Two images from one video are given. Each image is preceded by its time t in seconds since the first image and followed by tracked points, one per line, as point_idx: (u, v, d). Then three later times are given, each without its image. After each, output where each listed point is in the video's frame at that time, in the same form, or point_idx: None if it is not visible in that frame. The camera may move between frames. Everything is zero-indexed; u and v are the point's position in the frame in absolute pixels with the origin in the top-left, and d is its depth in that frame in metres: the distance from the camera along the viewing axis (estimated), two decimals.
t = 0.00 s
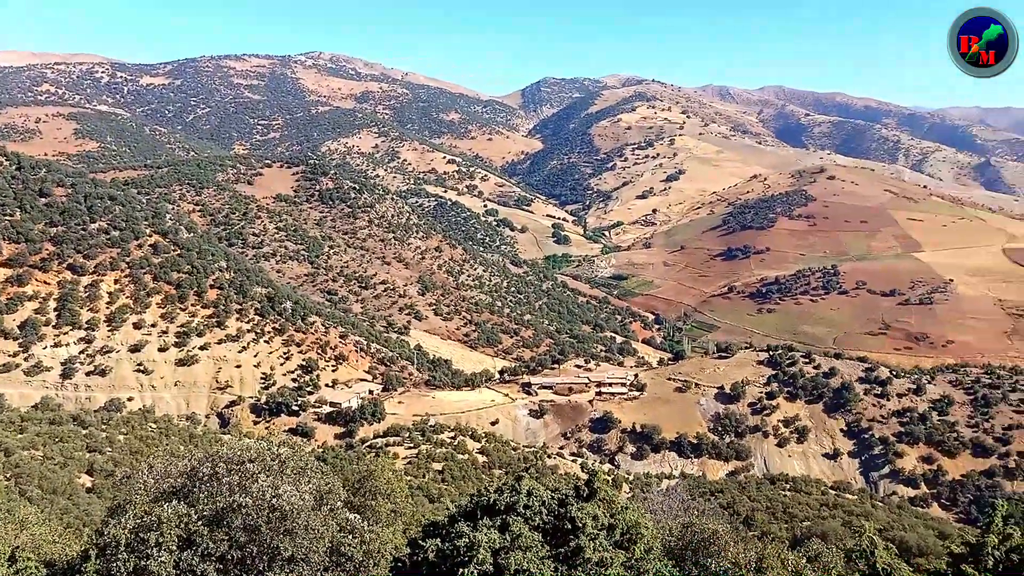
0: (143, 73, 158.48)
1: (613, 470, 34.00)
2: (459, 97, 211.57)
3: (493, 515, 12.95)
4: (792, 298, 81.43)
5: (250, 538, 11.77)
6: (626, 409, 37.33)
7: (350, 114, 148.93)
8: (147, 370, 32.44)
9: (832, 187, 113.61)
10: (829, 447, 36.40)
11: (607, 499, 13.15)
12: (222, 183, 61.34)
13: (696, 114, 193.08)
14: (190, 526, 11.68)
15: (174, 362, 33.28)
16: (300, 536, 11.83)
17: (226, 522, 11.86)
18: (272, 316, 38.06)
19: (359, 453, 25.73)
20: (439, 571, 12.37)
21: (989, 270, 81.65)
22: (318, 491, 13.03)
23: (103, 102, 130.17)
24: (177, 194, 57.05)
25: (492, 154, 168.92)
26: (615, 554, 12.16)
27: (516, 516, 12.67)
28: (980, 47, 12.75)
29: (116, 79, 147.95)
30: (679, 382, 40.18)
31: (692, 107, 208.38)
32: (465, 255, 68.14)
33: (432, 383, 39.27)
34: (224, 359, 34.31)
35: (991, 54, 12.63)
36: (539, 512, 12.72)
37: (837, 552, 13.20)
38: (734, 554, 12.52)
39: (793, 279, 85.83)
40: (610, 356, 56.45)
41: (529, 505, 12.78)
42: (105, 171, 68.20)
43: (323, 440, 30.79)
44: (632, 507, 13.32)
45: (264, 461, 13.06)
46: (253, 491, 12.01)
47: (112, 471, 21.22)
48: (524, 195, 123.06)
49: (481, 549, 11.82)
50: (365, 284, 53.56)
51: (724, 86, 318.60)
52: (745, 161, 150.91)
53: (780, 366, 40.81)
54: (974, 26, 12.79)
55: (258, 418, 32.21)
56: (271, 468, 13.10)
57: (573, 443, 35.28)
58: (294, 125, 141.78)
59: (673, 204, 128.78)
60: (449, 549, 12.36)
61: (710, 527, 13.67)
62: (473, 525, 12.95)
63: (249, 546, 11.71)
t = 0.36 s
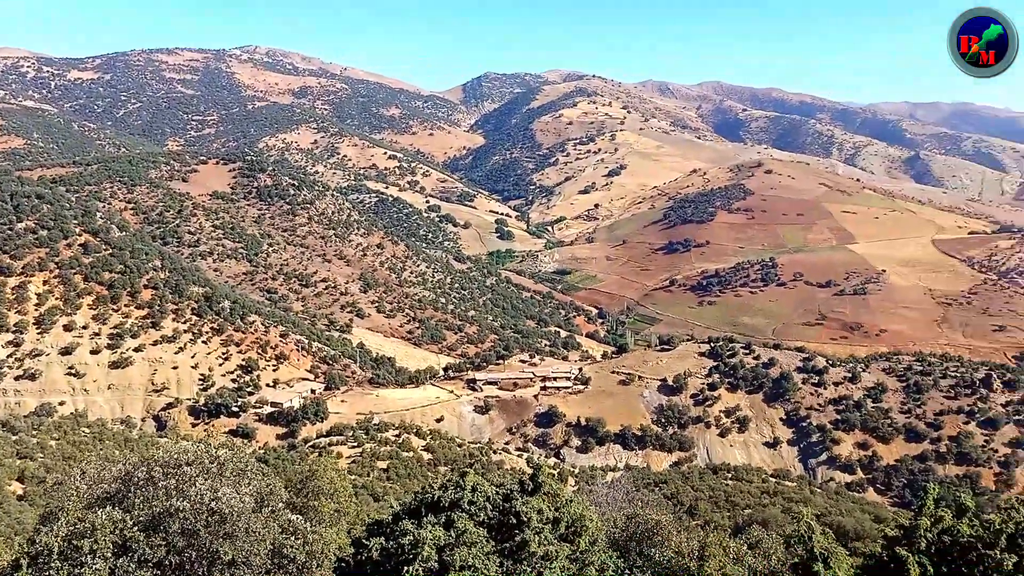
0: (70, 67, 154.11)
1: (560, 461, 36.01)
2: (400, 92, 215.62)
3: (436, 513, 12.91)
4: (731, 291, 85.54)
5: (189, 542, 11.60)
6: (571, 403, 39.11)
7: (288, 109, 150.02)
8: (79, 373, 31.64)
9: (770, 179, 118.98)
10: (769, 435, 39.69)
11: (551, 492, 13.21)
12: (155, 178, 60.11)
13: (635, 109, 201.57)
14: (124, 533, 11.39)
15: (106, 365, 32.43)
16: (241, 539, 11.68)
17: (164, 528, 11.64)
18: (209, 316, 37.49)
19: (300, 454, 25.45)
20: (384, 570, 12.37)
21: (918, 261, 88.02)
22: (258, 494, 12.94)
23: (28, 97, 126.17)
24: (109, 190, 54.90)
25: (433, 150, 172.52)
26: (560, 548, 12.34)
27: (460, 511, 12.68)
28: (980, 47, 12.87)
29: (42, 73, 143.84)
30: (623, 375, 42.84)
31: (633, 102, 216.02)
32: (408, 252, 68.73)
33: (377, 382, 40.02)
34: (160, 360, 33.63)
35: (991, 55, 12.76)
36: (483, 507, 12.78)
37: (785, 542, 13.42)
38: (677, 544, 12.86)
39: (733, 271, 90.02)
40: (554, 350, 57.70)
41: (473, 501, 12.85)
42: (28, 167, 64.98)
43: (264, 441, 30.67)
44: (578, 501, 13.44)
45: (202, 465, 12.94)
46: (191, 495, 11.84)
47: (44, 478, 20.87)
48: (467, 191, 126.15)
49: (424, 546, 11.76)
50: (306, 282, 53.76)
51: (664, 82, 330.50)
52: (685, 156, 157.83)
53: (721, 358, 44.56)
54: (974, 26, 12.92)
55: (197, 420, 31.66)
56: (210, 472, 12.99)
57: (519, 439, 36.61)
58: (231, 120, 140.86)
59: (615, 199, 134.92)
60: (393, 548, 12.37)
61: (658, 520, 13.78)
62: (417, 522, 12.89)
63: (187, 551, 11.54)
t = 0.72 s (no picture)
0: None
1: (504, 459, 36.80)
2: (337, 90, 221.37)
3: (378, 514, 12.85)
4: (671, 286, 89.91)
5: (121, 551, 11.57)
6: (514, 402, 40.15)
7: (222, 106, 150.67)
8: (5, 380, 31.33)
9: (707, 178, 126.03)
10: (709, 428, 41.67)
11: (493, 490, 13.22)
12: (82, 178, 59.30)
13: (575, 105, 208.53)
14: (53, 543, 11.22)
15: (33, 372, 32.12)
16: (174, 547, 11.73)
17: (94, 537, 11.58)
18: (141, 319, 37.65)
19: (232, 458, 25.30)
20: (324, 573, 12.17)
21: (850, 256, 94.69)
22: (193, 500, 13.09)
23: None
24: (33, 191, 54.35)
25: (373, 149, 178.83)
26: (502, 545, 12.48)
27: (401, 512, 12.62)
28: (980, 46, 12.58)
29: None
30: (565, 372, 44.18)
31: (572, 99, 221.74)
32: (347, 251, 69.03)
33: (314, 384, 40.56)
34: (89, 365, 33.56)
35: (991, 56, 12.47)
36: (425, 507, 12.74)
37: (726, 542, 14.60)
38: (619, 540, 13.59)
39: (672, 268, 94.29)
40: (495, 348, 58.98)
41: (415, 502, 12.79)
42: None
43: (200, 446, 30.90)
44: (518, 499, 13.64)
45: (134, 472, 12.94)
46: (122, 503, 11.83)
47: None
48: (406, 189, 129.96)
49: (365, 548, 11.61)
50: (242, 283, 53.48)
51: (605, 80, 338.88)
52: (625, 155, 166.04)
53: (661, 353, 46.11)
54: (972, 26, 12.68)
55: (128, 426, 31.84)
56: (141, 479, 12.99)
57: (461, 437, 37.57)
58: (161, 118, 139.08)
59: (556, 197, 140.89)
60: (331, 551, 12.15)
61: (600, 520, 14.71)
62: (358, 525, 12.75)
63: (120, 561, 11.53)
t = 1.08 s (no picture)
0: None
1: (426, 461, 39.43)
2: (250, 89, 223.29)
3: (296, 522, 12.83)
4: (593, 285, 95.75)
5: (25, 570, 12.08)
6: (437, 404, 43.19)
7: (127, 104, 147.05)
8: None
9: (626, 181, 136.59)
10: (628, 424, 45.62)
11: (414, 494, 13.45)
12: None
13: (494, 108, 219.55)
14: None
15: None
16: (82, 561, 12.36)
17: None
18: (43, 327, 36.49)
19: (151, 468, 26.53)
20: None
21: (765, 254, 104.78)
22: (100, 515, 13.81)
23: None
24: None
25: (290, 150, 180.34)
26: (423, 549, 12.37)
27: (320, 520, 12.64)
28: (980, 47, 13.70)
29: None
30: (487, 373, 47.70)
31: (489, 99, 236.28)
32: (262, 254, 69.34)
33: (231, 391, 40.79)
34: None
35: (990, 55, 13.57)
36: (344, 513, 12.80)
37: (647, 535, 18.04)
38: (540, 538, 16.47)
39: (593, 269, 100.22)
40: (417, 350, 60.65)
41: (334, 509, 12.84)
42: None
43: (109, 458, 30.64)
44: (441, 501, 13.71)
45: (32, 485, 13.16)
46: (24, 520, 12.22)
47: None
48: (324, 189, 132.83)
49: (282, 557, 11.64)
50: (152, 287, 52.34)
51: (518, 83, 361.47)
52: (544, 157, 176.78)
53: (584, 352, 50.56)
54: (973, 27, 13.83)
55: (30, 440, 30.26)
56: (42, 493, 13.24)
57: (384, 441, 40.07)
58: (63, 116, 136.16)
59: (478, 198, 147.91)
60: (248, 562, 12.04)
61: (522, 519, 17.44)
62: (275, 534, 12.81)
63: None
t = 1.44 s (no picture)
0: None
1: (343, 467, 39.02)
2: (153, 85, 219.74)
3: (201, 534, 13.69)
4: (510, 285, 97.83)
5: None
6: (353, 406, 42.62)
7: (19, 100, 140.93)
8: None
9: (542, 180, 140.84)
10: (548, 423, 45.87)
11: (326, 500, 14.71)
12: None
13: (410, 107, 227.51)
14: None
15: None
16: None
17: None
18: None
19: (47, 483, 26.21)
20: None
21: (679, 252, 108.80)
22: None
23: None
24: None
25: (196, 148, 180.92)
26: (337, 555, 13.51)
27: (227, 530, 13.42)
28: (981, 47, 14.44)
29: None
30: (405, 375, 47.46)
31: (404, 99, 241.26)
32: (168, 257, 68.29)
33: (134, 398, 39.88)
34: None
35: (990, 55, 14.35)
36: (253, 522, 13.68)
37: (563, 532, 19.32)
38: (457, 539, 17.73)
39: (511, 268, 102.08)
40: (332, 353, 60.50)
41: (242, 517, 13.66)
42: None
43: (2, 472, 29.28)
44: (355, 507, 15.00)
45: None
46: None
47: None
48: (231, 189, 134.57)
49: (188, 569, 12.30)
50: (48, 293, 50.45)
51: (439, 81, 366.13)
52: (459, 156, 181.42)
53: (502, 352, 50.52)
54: (973, 28, 14.57)
55: None
56: None
57: (298, 446, 39.42)
58: None
59: (392, 198, 150.97)
60: None
61: (438, 521, 18.59)
62: (181, 546, 13.59)
63: None
